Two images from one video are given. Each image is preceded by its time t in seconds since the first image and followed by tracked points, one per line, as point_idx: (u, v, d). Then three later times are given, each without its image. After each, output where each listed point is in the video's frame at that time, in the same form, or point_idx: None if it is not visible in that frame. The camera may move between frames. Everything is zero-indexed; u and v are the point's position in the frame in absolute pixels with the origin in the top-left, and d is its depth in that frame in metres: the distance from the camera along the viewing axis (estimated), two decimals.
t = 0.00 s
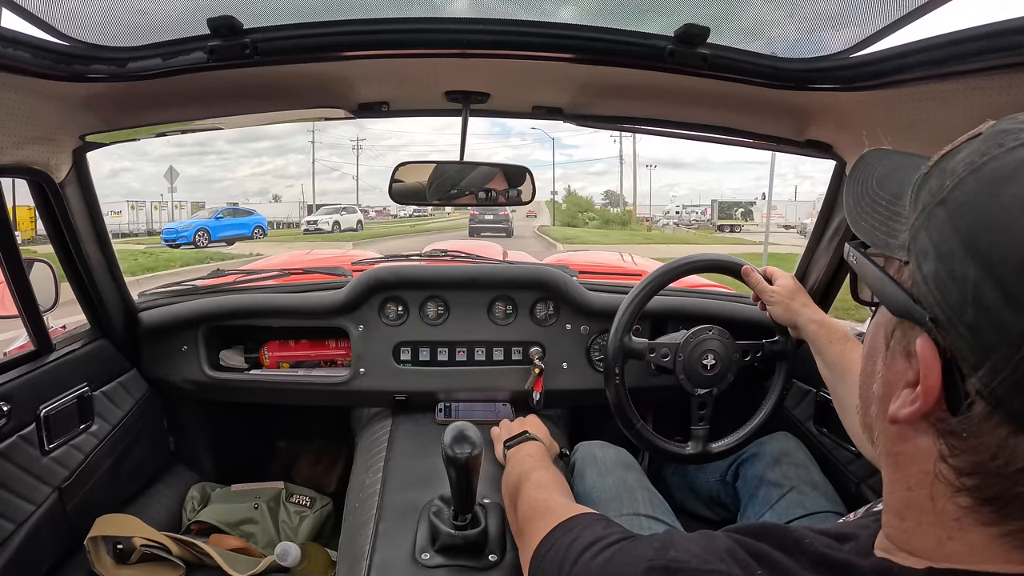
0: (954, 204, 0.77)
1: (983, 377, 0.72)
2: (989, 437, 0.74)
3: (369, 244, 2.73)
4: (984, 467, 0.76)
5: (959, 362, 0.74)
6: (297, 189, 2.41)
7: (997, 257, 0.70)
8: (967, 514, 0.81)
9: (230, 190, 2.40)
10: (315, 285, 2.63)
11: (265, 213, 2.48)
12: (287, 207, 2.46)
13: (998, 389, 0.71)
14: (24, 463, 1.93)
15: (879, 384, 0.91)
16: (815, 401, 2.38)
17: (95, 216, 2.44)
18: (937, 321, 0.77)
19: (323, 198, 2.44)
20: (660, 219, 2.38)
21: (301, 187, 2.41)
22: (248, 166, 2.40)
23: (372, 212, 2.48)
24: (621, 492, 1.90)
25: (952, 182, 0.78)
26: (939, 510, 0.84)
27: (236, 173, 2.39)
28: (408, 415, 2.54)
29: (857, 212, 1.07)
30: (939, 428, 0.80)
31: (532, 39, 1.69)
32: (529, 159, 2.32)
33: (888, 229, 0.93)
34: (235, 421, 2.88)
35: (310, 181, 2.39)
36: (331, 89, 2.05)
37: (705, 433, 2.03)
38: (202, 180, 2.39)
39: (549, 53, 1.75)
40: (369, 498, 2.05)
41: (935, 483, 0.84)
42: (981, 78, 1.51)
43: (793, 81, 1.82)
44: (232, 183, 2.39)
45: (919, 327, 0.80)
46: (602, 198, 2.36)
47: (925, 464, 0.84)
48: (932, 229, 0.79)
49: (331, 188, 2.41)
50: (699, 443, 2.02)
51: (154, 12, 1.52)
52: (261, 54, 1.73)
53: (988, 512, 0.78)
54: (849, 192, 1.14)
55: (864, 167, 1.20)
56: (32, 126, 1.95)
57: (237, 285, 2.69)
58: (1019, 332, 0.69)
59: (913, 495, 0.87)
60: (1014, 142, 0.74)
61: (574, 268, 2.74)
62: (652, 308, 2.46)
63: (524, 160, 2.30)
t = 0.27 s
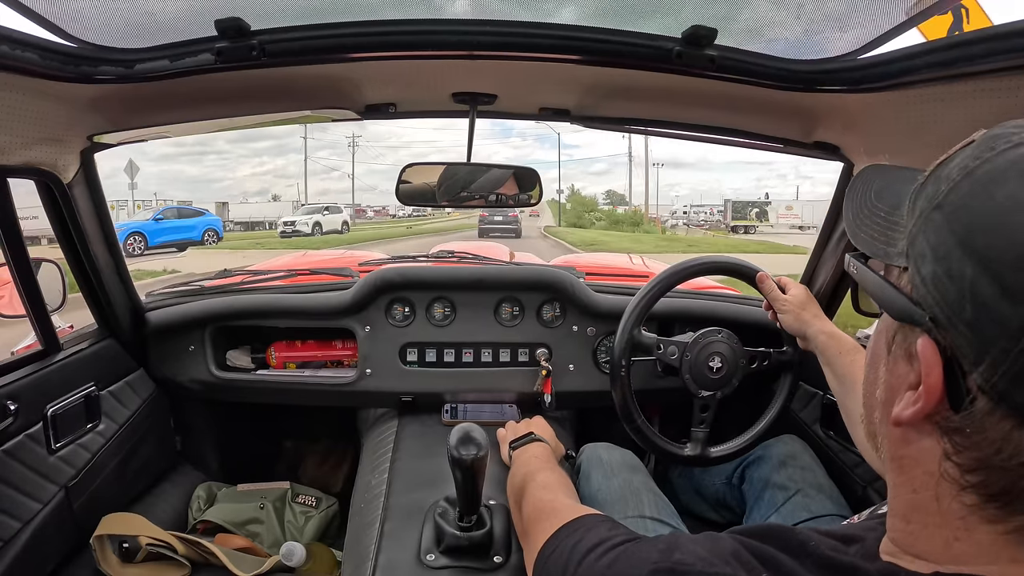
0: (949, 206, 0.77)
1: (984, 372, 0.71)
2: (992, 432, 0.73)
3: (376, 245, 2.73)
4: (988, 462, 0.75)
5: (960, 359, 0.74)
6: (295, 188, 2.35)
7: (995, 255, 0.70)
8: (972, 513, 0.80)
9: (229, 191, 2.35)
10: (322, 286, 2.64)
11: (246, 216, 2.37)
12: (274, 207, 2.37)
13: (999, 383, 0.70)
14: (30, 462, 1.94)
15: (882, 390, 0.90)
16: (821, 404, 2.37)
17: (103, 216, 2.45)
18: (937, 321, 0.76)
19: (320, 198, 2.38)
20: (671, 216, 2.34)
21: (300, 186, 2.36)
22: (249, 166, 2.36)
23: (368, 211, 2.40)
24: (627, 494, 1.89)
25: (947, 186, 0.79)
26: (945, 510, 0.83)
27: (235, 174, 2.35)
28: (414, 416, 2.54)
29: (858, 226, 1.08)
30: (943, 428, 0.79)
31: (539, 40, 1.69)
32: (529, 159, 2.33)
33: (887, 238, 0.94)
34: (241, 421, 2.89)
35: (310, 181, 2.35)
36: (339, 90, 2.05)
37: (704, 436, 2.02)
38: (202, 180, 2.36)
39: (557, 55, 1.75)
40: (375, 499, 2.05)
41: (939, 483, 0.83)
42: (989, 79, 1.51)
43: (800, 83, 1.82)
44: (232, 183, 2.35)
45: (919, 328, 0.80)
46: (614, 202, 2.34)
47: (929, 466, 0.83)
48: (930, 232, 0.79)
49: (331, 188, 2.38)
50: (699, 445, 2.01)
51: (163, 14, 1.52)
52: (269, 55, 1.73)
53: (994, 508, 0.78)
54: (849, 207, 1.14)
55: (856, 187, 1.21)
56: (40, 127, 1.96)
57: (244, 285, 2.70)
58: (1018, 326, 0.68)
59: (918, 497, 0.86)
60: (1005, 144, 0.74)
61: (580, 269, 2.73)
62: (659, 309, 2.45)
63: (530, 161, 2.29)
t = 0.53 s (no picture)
0: (965, 208, 0.77)
1: (1005, 374, 0.71)
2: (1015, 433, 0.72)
3: (387, 247, 2.74)
4: (1010, 463, 0.74)
5: (980, 361, 0.73)
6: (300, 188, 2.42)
7: (1014, 255, 0.70)
8: (991, 512, 0.79)
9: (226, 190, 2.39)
10: (334, 287, 2.65)
11: (245, 216, 2.38)
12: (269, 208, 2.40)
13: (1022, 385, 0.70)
14: (42, 461, 1.95)
15: (898, 394, 0.90)
16: (834, 406, 2.35)
17: (115, 218, 2.47)
18: (956, 323, 0.76)
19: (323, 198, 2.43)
20: (678, 214, 2.29)
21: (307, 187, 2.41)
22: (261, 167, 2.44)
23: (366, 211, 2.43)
24: (638, 496, 1.89)
25: (960, 189, 0.78)
26: (964, 511, 0.82)
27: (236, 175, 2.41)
28: (425, 418, 2.54)
29: (865, 229, 1.08)
30: (964, 430, 0.78)
31: (550, 41, 1.69)
32: (529, 159, 2.28)
33: (898, 242, 0.93)
34: (251, 421, 2.91)
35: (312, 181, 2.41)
36: (349, 92, 2.06)
37: (714, 438, 2.01)
38: (203, 180, 2.44)
39: (568, 56, 1.74)
40: (385, 500, 2.06)
41: (958, 484, 0.82)
42: (1002, 78, 1.49)
43: (812, 83, 1.81)
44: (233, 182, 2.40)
45: (937, 331, 0.79)
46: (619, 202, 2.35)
47: (948, 467, 0.82)
48: (944, 234, 0.79)
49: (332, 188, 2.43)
50: (708, 447, 2.00)
51: (175, 17, 1.53)
52: (280, 58, 1.74)
53: (1014, 509, 0.76)
54: (857, 210, 1.14)
55: (867, 187, 1.20)
56: (53, 129, 1.97)
57: (256, 286, 2.71)
58: None
59: (936, 499, 0.85)
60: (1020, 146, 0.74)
61: (591, 270, 2.73)
62: (670, 311, 2.44)
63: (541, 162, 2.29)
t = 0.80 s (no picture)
0: (991, 211, 0.77)
1: None
2: None
3: (397, 247, 2.74)
4: None
5: (1009, 365, 0.73)
6: (299, 189, 2.37)
7: None
8: (1014, 514, 0.79)
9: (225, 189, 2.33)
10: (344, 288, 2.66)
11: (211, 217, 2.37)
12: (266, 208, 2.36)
13: None
14: (54, 459, 1.97)
15: (916, 397, 0.89)
16: (844, 408, 2.34)
17: (127, 219, 2.49)
18: (982, 326, 0.75)
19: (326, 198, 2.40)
20: (685, 213, 2.26)
21: (306, 186, 2.38)
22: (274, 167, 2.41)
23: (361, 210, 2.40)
24: (647, 497, 1.89)
25: (985, 192, 0.78)
26: (985, 513, 0.82)
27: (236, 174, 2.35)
28: (435, 418, 2.55)
29: (880, 230, 1.06)
30: (989, 434, 0.77)
31: (558, 42, 1.69)
32: (529, 159, 2.32)
33: (915, 244, 0.91)
34: (262, 421, 2.92)
35: (312, 181, 2.38)
36: (360, 93, 2.07)
37: (729, 439, 2.01)
38: (203, 180, 2.38)
39: (578, 56, 1.74)
40: (395, 500, 2.06)
41: (979, 487, 0.81)
42: (1016, 78, 1.47)
43: (822, 83, 1.80)
44: (232, 182, 2.33)
45: (961, 335, 0.78)
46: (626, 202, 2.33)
47: (968, 471, 0.82)
48: (969, 238, 0.79)
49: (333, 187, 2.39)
50: (723, 448, 2.00)
51: (187, 19, 1.54)
52: (290, 59, 1.75)
53: None
54: (868, 212, 1.13)
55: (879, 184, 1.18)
56: (65, 130, 1.99)
57: (267, 287, 2.73)
58: None
59: (955, 502, 0.85)
60: None
61: (601, 271, 2.72)
62: (681, 312, 2.44)
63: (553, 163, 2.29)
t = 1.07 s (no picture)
0: (1007, 222, 0.79)
1: None
2: None
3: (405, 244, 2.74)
4: None
5: None
6: (299, 188, 2.51)
7: None
8: None
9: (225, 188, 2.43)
10: (351, 284, 2.67)
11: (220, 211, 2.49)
12: (262, 207, 2.47)
13: None
14: (60, 452, 1.98)
15: (937, 410, 0.87)
16: (850, 410, 2.34)
17: (135, 214, 2.50)
18: (1017, 329, 0.75)
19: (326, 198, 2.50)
20: (696, 213, 2.29)
21: (306, 186, 2.52)
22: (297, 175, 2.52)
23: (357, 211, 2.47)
24: (653, 496, 1.89)
25: (995, 204, 0.81)
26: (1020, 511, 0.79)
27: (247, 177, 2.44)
28: (441, 415, 2.55)
29: (871, 251, 1.08)
30: None
31: (566, 40, 1.69)
32: (527, 159, 2.32)
33: (916, 265, 0.94)
34: (268, 421, 2.94)
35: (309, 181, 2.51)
36: (369, 90, 2.07)
37: (743, 439, 2.02)
38: (202, 179, 2.44)
39: (587, 54, 1.74)
40: (399, 497, 2.07)
41: (1016, 485, 0.78)
42: None
43: (832, 83, 1.79)
44: (233, 181, 2.43)
45: (994, 339, 0.78)
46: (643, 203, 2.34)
47: (1004, 470, 0.79)
48: (986, 250, 0.80)
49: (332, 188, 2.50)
50: (738, 450, 2.01)
51: (196, 15, 1.54)
52: (299, 55, 1.75)
53: None
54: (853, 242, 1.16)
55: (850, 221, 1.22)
56: (75, 124, 2.00)
57: (274, 283, 2.73)
58: None
59: (986, 502, 0.82)
60: None
61: (608, 270, 2.72)
62: (688, 312, 2.44)
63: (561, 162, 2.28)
